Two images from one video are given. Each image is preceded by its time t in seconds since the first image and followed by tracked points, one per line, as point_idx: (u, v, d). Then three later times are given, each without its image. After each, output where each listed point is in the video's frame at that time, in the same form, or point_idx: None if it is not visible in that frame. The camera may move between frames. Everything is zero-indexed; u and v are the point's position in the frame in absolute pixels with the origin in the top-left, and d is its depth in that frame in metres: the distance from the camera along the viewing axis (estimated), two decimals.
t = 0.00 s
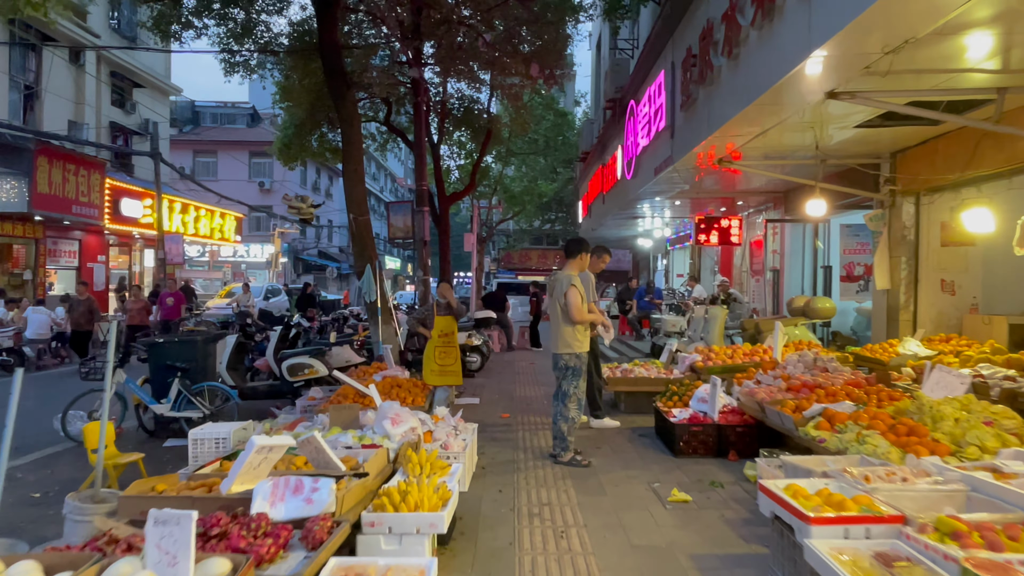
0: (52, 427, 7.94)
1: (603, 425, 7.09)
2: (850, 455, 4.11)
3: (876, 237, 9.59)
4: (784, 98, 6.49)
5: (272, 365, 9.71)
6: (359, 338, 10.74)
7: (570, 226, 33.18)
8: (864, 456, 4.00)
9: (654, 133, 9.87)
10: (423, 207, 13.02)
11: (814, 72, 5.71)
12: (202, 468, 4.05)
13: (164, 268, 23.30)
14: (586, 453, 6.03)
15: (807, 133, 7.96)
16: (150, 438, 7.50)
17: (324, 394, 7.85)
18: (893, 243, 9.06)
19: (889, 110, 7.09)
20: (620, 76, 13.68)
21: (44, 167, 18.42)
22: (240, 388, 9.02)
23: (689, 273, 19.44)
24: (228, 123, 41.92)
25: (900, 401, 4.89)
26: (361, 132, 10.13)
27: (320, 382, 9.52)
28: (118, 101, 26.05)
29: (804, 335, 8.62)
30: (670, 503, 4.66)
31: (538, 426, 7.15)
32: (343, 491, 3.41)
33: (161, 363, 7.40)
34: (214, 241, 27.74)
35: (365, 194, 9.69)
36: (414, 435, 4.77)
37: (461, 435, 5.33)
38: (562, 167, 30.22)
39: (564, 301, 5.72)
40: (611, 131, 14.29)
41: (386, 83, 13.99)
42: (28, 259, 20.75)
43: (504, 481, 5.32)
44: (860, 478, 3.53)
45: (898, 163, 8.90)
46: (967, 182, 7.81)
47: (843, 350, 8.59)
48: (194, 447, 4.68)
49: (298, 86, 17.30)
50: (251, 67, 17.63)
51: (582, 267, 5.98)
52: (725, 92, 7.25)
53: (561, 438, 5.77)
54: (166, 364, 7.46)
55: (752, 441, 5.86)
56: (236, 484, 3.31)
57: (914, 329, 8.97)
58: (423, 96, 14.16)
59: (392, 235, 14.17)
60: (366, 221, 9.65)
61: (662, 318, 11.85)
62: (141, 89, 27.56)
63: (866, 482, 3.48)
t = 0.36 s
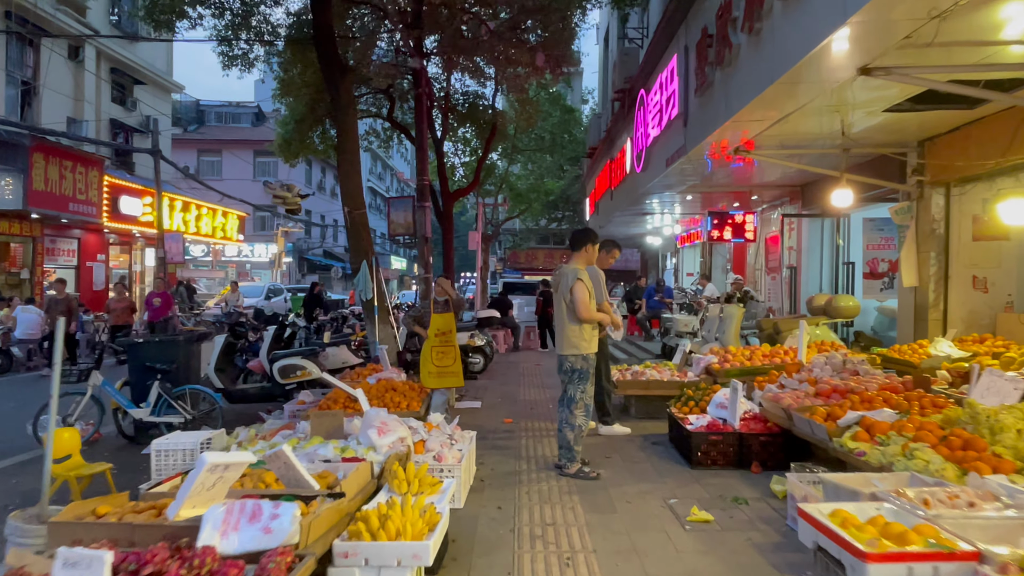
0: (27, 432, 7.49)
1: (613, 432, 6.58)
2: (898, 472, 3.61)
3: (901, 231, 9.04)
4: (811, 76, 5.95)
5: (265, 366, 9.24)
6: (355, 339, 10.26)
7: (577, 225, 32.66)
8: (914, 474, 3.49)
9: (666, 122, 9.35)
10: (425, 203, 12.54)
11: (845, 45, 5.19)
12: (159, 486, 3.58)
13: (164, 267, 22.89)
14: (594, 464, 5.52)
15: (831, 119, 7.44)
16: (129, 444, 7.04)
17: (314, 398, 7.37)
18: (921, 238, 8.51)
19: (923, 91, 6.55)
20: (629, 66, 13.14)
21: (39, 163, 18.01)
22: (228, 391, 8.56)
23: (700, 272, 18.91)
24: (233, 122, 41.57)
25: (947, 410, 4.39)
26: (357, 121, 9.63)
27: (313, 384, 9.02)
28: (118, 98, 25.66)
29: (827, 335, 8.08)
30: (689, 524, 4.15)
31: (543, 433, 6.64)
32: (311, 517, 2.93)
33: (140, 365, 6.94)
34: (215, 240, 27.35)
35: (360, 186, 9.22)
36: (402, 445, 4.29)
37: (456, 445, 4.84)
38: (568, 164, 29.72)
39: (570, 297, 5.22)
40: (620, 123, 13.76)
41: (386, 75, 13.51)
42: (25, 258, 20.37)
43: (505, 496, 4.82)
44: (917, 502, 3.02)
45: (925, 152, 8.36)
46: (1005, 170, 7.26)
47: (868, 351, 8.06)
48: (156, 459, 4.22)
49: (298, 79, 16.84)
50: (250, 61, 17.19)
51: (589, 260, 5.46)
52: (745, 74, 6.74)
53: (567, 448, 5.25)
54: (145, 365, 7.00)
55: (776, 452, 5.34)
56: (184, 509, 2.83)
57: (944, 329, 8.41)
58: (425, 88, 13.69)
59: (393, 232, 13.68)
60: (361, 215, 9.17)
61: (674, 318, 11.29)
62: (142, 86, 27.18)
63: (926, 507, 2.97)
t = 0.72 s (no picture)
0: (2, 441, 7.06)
1: (625, 445, 6.08)
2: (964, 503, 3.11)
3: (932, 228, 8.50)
4: (843, 56, 5.43)
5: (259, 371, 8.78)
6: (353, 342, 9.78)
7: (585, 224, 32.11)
8: (984, 506, 2.98)
9: (681, 112, 8.82)
10: (427, 200, 12.03)
11: (885, 20, 4.66)
12: (106, 518, 3.10)
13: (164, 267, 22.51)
14: (606, 482, 5.02)
15: (860, 105, 6.91)
16: (107, 455, 6.59)
17: (305, 405, 6.91)
18: (955, 234, 7.96)
19: (964, 73, 6.01)
20: (639, 57, 12.60)
21: (35, 161, 17.64)
22: (217, 397, 8.08)
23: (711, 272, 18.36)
24: (238, 121, 41.22)
25: (1009, 428, 3.87)
26: (354, 113, 9.15)
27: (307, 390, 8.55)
28: (119, 96, 25.31)
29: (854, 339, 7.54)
30: (716, 556, 3.65)
31: (550, 445, 6.15)
32: (269, 562, 2.42)
33: (118, 370, 6.51)
34: (218, 240, 26.96)
35: (357, 181, 8.72)
36: (389, 465, 3.80)
37: (453, 463, 4.35)
38: (575, 162, 29.19)
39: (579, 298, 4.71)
40: (630, 117, 13.23)
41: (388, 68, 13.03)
42: (23, 258, 20.00)
43: (508, 520, 4.33)
44: (998, 545, 2.52)
45: (959, 143, 7.82)
46: None
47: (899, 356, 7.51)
48: (113, 481, 3.75)
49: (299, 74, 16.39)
50: (250, 56, 16.73)
51: (601, 258, 4.95)
52: (769, 56, 6.21)
53: (577, 465, 4.75)
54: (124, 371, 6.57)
55: (808, 470, 4.83)
56: (114, 554, 2.37)
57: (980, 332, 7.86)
58: (427, 81, 13.18)
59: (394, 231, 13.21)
60: (358, 211, 8.67)
61: (688, 319, 10.76)
62: (143, 83, 26.82)
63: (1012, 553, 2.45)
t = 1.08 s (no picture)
0: None
1: (641, 463, 5.56)
2: None
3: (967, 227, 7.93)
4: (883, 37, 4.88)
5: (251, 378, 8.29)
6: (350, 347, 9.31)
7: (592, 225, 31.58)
8: None
9: (697, 104, 8.28)
10: (430, 198, 11.53)
11: None
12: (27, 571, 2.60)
13: (164, 268, 22.11)
14: (620, 509, 4.50)
15: (896, 94, 6.35)
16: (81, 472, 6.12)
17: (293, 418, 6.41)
18: (995, 233, 7.38)
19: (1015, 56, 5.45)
20: (651, 48, 12.06)
21: (31, 160, 17.25)
22: (204, 406, 7.60)
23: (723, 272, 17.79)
24: (244, 121, 40.84)
25: None
26: (351, 105, 8.63)
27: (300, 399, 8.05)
28: (120, 94, 24.92)
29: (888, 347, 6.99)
30: None
31: (558, 464, 5.64)
32: None
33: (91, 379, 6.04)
34: (221, 240, 26.55)
35: (353, 177, 8.24)
36: (372, 499, 3.28)
37: (449, 492, 3.83)
38: (583, 161, 28.66)
39: (591, 305, 4.18)
40: (641, 111, 12.69)
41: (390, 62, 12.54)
42: (20, 258, 19.63)
43: (512, 556, 3.82)
44: None
45: (999, 134, 7.26)
46: None
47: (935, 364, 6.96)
48: (56, 517, 3.26)
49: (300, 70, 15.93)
50: (250, 51, 16.27)
51: (617, 258, 4.42)
52: (800, 37, 5.67)
53: (590, 493, 4.23)
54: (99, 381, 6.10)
55: (849, 497, 4.31)
56: None
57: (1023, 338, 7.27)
58: (431, 75, 12.68)
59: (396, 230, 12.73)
60: (354, 210, 8.21)
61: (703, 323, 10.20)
62: (145, 81, 26.45)
63: None
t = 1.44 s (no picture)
0: None
1: (658, 480, 5.03)
2: None
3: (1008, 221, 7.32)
4: (933, 5, 4.34)
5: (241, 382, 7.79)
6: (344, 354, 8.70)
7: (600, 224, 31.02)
8: None
9: (716, 90, 7.74)
10: (431, 193, 11.00)
11: None
12: None
13: (164, 267, 21.70)
14: (638, 536, 3.99)
15: (937, 73, 5.80)
16: (49, 485, 5.65)
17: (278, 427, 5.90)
18: None
19: None
20: (664, 36, 11.52)
21: (26, 156, 16.85)
22: (188, 414, 7.11)
23: (737, 271, 17.18)
24: (248, 120, 40.44)
25: None
26: (346, 91, 8.06)
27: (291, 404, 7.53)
28: (120, 91, 24.50)
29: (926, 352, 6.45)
30: None
31: (567, 482, 5.11)
32: None
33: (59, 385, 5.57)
34: (223, 240, 26.13)
35: (347, 168, 7.74)
36: (346, 538, 2.75)
37: (441, 522, 3.32)
38: (590, 158, 28.08)
39: (605, 304, 3.64)
40: (653, 102, 12.15)
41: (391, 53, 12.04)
42: (17, 258, 19.25)
43: None
44: None
45: None
46: None
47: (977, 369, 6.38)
48: None
49: (300, 63, 15.46)
50: (248, 44, 15.80)
51: (634, 250, 3.88)
52: (835, 11, 5.14)
53: (603, 522, 3.69)
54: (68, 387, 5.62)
55: (900, 527, 3.78)
56: None
57: None
58: (433, 65, 12.16)
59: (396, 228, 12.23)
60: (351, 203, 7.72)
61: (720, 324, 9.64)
62: (146, 78, 26.07)
63: None
